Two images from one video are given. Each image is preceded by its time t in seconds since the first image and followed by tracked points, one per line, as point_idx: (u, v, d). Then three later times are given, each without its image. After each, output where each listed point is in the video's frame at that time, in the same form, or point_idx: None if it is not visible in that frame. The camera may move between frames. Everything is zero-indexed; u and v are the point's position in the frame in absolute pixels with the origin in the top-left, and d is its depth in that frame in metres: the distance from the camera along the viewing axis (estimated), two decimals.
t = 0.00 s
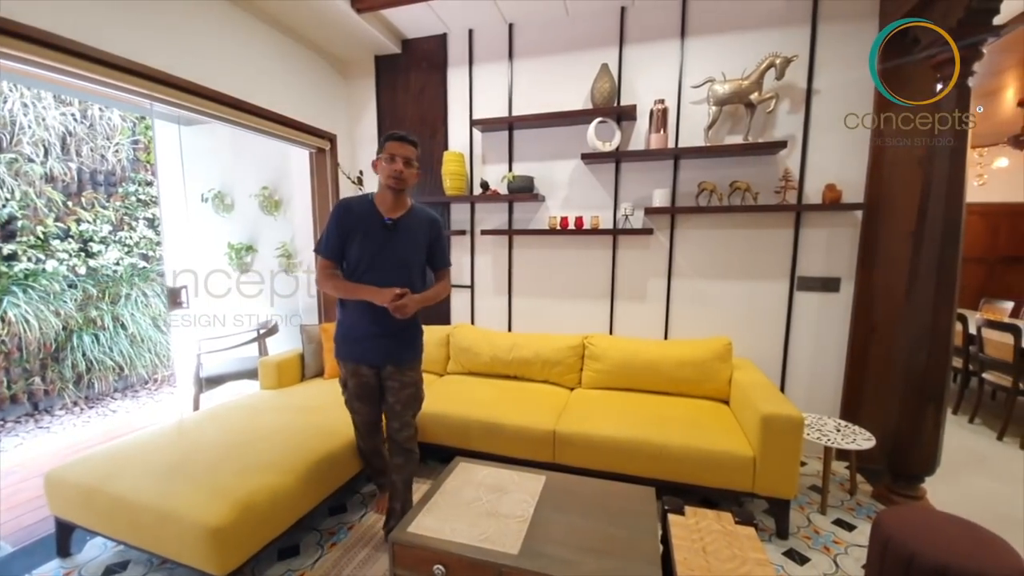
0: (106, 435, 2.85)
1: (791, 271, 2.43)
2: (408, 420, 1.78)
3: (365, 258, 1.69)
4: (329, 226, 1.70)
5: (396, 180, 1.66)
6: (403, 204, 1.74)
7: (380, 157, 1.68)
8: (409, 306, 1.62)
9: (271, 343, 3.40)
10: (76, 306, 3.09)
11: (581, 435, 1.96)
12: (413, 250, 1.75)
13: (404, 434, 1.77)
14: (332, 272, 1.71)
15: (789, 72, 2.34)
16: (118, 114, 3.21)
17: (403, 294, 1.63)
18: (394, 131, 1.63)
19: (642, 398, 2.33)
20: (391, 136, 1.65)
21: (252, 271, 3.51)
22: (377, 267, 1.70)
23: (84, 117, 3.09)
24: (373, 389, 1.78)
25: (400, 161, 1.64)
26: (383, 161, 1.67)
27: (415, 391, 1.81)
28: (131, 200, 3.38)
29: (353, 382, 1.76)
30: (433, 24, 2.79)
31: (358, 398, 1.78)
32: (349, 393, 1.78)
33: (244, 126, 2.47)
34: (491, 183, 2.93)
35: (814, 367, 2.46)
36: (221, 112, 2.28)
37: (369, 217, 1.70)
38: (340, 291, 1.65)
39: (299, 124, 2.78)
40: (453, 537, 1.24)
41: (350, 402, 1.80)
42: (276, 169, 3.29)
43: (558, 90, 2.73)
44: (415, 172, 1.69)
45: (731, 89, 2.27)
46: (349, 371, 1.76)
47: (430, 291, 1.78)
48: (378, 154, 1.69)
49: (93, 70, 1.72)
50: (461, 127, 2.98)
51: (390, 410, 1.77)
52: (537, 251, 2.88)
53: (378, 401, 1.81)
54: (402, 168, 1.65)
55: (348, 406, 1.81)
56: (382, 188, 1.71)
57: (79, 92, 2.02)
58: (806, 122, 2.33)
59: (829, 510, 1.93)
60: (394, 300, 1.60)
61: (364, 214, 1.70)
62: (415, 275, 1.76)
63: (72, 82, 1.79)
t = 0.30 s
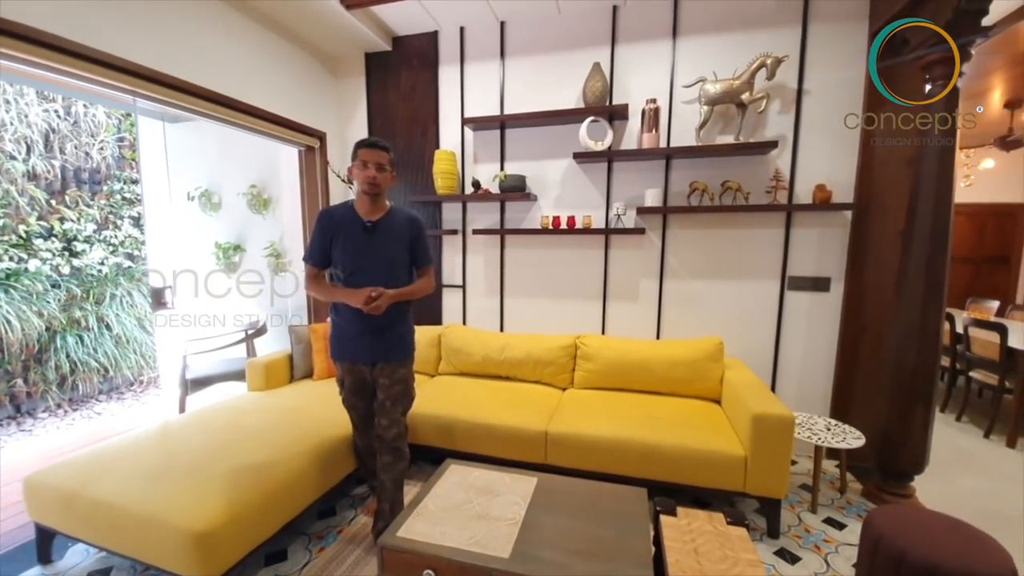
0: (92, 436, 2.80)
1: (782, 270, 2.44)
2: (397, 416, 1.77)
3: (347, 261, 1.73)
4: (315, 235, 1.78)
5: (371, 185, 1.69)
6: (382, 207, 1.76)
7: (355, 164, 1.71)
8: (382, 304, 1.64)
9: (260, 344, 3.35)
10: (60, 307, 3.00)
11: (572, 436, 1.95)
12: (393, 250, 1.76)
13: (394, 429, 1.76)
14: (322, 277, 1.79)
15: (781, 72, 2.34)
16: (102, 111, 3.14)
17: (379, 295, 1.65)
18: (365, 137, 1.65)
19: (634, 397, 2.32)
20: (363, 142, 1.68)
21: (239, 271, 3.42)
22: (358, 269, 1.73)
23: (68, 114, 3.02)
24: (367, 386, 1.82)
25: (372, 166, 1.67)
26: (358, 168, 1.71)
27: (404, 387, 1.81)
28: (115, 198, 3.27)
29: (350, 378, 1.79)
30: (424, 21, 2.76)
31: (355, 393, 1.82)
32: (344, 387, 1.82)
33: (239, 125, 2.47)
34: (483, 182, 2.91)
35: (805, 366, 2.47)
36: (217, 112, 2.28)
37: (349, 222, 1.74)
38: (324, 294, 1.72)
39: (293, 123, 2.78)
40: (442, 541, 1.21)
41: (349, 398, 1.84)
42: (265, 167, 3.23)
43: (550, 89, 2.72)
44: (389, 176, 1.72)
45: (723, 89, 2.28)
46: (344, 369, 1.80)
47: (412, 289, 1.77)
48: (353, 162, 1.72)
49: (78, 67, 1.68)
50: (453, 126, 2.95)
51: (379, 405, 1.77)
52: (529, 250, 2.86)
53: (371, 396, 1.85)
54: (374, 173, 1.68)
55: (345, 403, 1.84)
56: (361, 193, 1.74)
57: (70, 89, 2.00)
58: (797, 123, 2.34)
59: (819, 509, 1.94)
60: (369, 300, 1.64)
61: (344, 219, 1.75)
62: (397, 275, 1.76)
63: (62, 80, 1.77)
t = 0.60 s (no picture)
0: (71, 443, 2.69)
1: (772, 271, 2.47)
2: (399, 407, 1.80)
3: (342, 266, 1.74)
4: (306, 242, 1.78)
5: (354, 188, 1.68)
6: (366, 209, 1.76)
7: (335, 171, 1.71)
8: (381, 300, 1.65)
9: (246, 347, 3.27)
10: (38, 309, 2.90)
11: (568, 438, 1.94)
12: (385, 251, 1.78)
13: (396, 422, 1.79)
14: (317, 284, 1.80)
15: (771, 76, 2.37)
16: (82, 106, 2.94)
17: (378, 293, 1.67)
18: (342, 142, 1.66)
19: (628, 398, 2.32)
20: (340, 147, 1.68)
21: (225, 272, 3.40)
22: (354, 272, 1.74)
23: (47, 108, 2.87)
24: (369, 380, 1.85)
25: (351, 169, 1.67)
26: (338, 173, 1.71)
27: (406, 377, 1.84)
28: (95, 197, 3.09)
29: (351, 374, 1.80)
30: (416, 19, 2.73)
31: (356, 391, 1.83)
32: (341, 389, 1.85)
33: (232, 125, 2.45)
34: (476, 182, 2.89)
35: (795, 366, 2.51)
36: (210, 111, 2.26)
37: (340, 226, 1.75)
38: (322, 302, 1.73)
39: (284, 122, 2.74)
40: (440, 547, 1.20)
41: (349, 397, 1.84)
42: (251, 166, 3.19)
43: (543, 90, 2.71)
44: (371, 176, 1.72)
45: (715, 92, 2.29)
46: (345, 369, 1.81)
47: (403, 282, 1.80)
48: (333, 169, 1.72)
49: (63, 62, 1.63)
50: (445, 125, 2.92)
51: (381, 396, 1.80)
52: (522, 251, 2.85)
53: (370, 392, 1.87)
54: (355, 176, 1.68)
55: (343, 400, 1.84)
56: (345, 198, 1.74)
57: (55, 86, 1.95)
58: (787, 126, 2.37)
59: (811, 507, 1.97)
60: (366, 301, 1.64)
61: (336, 224, 1.75)
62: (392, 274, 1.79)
63: (46, 76, 1.73)
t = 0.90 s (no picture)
0: (46, 453, 2.69)
1: (761, 273, 2.51)
2: (413, 400, 1.91)
3: (340, 264, 1.74)
4: (299, 241, 1.74)
5: (354, 186, 1.72)
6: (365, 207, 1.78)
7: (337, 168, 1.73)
8: (372, 308, 1.67)
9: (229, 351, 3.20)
10: (6, 314, 2.67)
11: (564, 439, 1.94)
12: (383, 250, 1.81)
13: (412, 415, 1.91)
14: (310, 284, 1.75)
15: (760, 81, 2.42)
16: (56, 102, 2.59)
17: (370, 300, 1.70)
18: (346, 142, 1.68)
19: (621, 398, 2.34)
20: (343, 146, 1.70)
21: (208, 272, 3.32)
22: (353, 271, 1.75)
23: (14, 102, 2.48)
24: (372, 379, 1.86)
25: (354, 168, 1.70)
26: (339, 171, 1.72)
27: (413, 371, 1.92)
28: (69, 196, 2.81)
29: (354, 374, 1.80)
30: (406, 17, 2.69)
31: (357, 391, 1.82)
32: (340, 390, 1.82)
33: (226, 125, 2.44)
34: (467, 183, 2.87)
35: (782, 365, 2.56)
36: (205, 111, 2.25)
37: (339, 225, 1.75)
38: (321, 301, 1.70)
39: (270, 120, 2.67)
40: (441, 554, 1.18)
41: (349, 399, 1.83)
42: (234, 164, 3.09)
43: (535, 91, 2.71)
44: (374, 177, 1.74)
45: (705, 96, 2.33)
46: (346, 368, 1.80)
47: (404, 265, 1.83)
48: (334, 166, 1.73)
49: (41, 56, 1.57)
50: (436, 125, 2.90)
51: (395, 393, 1.89)
52: (514, 252, 2.84)
53: (370, 392, 1.87)
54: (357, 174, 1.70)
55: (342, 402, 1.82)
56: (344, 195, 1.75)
57: (29, 80, 1.87)
58: (774, 130, 2.43)
59: (800, 503, 2.01)
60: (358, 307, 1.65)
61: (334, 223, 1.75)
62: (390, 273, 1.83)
63: (22, 70, 1.66)
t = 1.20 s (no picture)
0: (23, 461, 2.47)
1: (749, 272, 2.57)
2: (414, 401, 1.90)
3: (349, 264, 1.72)
4: (307, 241, 1.73)
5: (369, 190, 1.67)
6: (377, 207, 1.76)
7: (351, 167, 1.65)
8: (376, 318, 1.66)
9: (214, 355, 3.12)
10: None
11: (561, 438, 1.95)
12: (391, 250, 1.80)
13: (414, 414, 1.90)
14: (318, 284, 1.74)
15: (748, 84, 2.47)
16: (27, 96, 2.50)
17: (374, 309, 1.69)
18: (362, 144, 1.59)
19: (616, 397, 2.36)
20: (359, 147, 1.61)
21: (190, 273, 3.19)
22: (361, 271, 1.73)
23: None
24: (373, 380, 1.84)
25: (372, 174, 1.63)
26: (354, 171, 1.65)
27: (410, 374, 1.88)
28: (42, 194, 2.65)
29: (356, 373, 1.78)
30: (396, 14, 2.66)
31: (359, 391, 1.81)
32: (342, 391, 1.80)
33: (223, 125, 2.45)
34: (459, 182, 2.85)
35: (770, 362, 2.62)
36: (203, 112, 2.25)
37: (347, 224, 1.73)
38: (326, 302, 1.68)
39: (256, 116, 2.61)
40: (445, 555, 1.17)
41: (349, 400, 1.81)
42: (218, 161, 3.01)
43: (528, 91, 2.71)
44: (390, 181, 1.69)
45: (695, 98, 2.36)
46: (349, 367, 1.77)
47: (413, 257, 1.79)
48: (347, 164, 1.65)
49: (20, 48, 1.50)
50: (427, 123, 2.87)
51: (397, 395, 1.87)
52: (506, 251, 2.84)
53: (371, 393, 1.86)
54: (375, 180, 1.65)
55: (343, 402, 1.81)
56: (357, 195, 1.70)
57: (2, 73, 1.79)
58: (762, 132, 2.48)
59: (790, 496, 2.06)
60: (364, 313, 1.65)
61: (342, 222, 1.73)
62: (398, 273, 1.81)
63: None
